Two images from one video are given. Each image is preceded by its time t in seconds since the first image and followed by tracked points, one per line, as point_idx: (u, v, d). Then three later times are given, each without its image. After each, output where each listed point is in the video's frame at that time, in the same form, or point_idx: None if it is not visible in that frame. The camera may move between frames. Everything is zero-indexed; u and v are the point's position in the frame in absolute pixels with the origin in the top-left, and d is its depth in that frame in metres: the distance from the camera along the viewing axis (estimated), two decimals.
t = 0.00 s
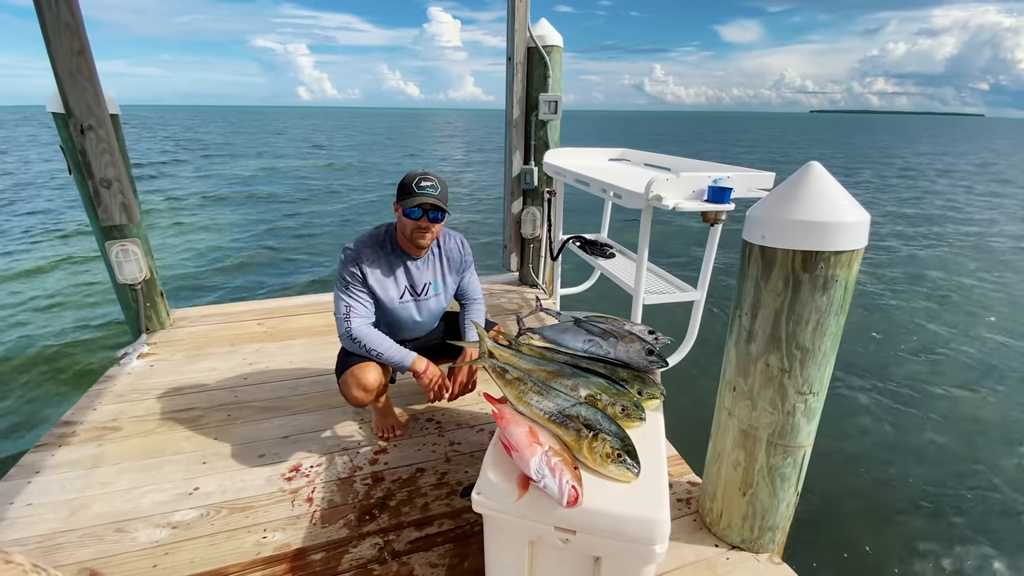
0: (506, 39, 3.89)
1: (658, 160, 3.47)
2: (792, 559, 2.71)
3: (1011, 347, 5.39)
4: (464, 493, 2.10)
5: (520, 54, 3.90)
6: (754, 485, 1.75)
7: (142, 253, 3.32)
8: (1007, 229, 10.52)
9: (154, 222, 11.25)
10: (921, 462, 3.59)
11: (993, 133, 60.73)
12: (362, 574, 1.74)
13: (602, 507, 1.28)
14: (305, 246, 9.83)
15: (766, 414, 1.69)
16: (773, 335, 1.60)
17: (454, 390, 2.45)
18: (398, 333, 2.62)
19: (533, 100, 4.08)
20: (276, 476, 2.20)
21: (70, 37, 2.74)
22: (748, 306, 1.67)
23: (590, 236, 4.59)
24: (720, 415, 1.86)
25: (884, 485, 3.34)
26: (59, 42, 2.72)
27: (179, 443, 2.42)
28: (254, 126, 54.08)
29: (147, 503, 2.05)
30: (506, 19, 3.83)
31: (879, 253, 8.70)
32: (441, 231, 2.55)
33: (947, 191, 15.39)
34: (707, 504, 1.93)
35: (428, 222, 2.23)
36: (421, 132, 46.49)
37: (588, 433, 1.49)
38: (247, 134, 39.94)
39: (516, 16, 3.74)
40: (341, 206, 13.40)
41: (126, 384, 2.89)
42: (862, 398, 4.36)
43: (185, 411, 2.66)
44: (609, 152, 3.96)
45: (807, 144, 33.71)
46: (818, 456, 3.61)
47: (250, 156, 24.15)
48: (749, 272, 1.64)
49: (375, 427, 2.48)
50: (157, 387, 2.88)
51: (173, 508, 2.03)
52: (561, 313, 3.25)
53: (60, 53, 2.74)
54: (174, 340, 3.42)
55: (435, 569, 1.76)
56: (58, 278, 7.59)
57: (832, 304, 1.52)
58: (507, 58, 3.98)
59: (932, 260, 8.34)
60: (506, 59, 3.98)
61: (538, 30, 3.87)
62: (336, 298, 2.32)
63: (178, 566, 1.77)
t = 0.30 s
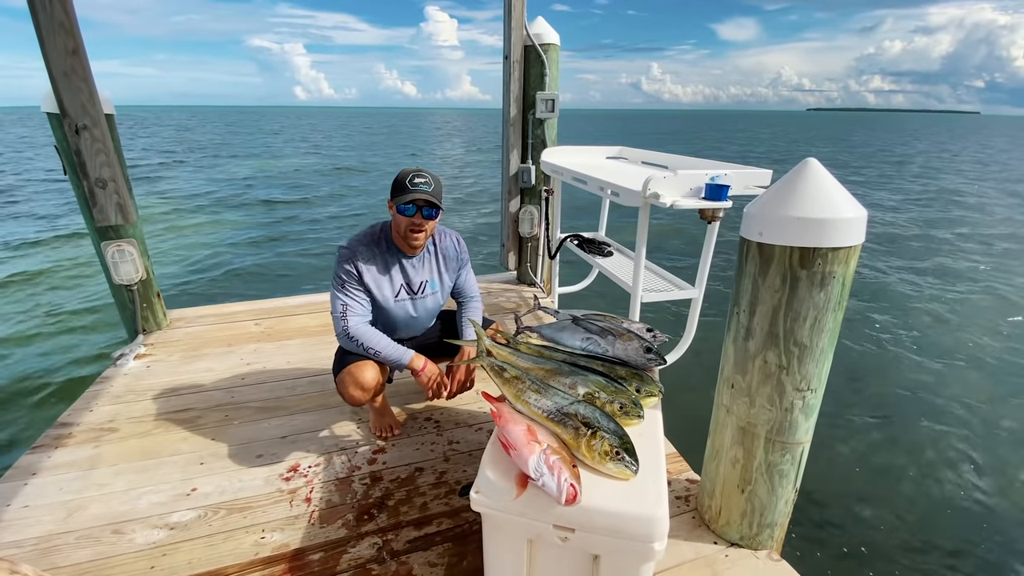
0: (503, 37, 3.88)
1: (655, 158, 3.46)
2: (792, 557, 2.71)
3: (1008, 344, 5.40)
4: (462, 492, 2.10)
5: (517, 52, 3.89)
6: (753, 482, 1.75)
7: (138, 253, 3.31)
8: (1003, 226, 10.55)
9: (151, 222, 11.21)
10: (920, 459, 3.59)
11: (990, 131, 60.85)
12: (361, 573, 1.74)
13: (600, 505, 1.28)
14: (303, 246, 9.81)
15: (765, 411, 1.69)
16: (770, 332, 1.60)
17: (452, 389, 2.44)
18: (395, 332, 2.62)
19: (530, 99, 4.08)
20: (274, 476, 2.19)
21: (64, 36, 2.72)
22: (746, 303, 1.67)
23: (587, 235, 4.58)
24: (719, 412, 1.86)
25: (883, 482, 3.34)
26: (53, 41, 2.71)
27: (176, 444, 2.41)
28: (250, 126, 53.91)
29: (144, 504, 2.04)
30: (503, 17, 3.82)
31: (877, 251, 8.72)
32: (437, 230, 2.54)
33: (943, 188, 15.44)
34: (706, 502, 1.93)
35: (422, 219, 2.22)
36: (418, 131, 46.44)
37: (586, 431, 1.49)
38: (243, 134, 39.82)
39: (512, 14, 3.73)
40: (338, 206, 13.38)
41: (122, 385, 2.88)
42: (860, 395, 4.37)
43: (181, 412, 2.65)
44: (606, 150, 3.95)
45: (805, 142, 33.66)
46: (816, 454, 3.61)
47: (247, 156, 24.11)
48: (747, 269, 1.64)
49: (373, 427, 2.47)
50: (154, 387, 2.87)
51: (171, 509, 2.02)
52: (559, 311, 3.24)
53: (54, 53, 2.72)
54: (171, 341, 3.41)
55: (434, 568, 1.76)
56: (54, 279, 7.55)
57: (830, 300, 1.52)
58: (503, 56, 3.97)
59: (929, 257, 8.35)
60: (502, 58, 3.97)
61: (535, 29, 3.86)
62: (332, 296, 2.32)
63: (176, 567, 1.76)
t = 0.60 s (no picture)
0: (500, 36, 3.87)
1: (653, 156, 3.46)
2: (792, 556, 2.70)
3: (1006, 341, 5.41)
4: (461, 491, 2.10)
5: (514, 51, 3.88)
6: (751, 480, 1.75)
7: (135, 253, 3.30)
8: (1001, 223, 10.57)
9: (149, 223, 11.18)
10: (917, 456, 3.61)
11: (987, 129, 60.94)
12: (360, 573, 1.73)
13: (598, 503, 1.28)
14: (301, 246, 9.78)
15: (763, 409, 1.69)
16: (769, 330, 1.60)
17: (451, 388, 2.43)
18: (393, 332, 2.61)
19: (528, 97, 4.07)
20: (272, 476, 2.19)
21: (60, 36, 2.71)
22: (744, 301, 1.66)
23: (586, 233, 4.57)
24: (717, 410, 1.86)
25: (881, 479, 3.35)
26: (49, 41, 2.69)
27: (173, 444, 2.40)
28: (248, 126, 53.80)
29: (141, 504, 2.03)
30: (500, 15, 3.81)
31: (875, 249, 8.72)
32: (435, 229, 2.53)
33: (942, 186, 15.43)
34: (705, 500, 1.93)
35: (418, 217, 2.22)
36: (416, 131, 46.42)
37: (584, 429, 1.49)
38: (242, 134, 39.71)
39: (509, 12, 3.71)
40: (336, 205, 13.37)
41: (120, 386, 2.87)
42: (859, 392, 4.37)
43: (180, 412, 2.65)
44: (604, 148, 3.94)
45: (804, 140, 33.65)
46: (815, 452, 3.61)
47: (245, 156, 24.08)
48: (745, 267, 1.63)
49: (371, 426, 2.47)
50: (151, 388, 2.86)
51: (168, 509, 2.02)
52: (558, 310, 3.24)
53: (50, 53, 2.71)
54: (169, 341, 3.40)
55: (433, 568, 1.76)
56: (51, 280, 7.53)
57: (828, 298, 1.52)
58: (501, 55, 3.95)
59: (927, 255, 8.36)
60: (500, 56, 3.95)
61: (532, 27, 3.85)
62: (329, 296, 2.31)
63: (174, 567, 1.76)
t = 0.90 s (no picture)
0: (499, 34, 3.86)
1: (652, 154, 3.46)
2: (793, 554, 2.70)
3: (1005, 339, 5.42)
4: (460, 490, 2.10)
5: (513, 50, 3.87)
6: (750, 478, 1.75)
7: (134, 253, 3.30)
8: (1000, 221, 10.57)
9: (148, 222, 11.17)
10: (919, 455, 3.60)
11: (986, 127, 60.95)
12: (359, 572, 1.74)
13: (597, 502, 1.28)
14: (301, 246, 9.78)
15: (762, 407, 1.69)
16: (767, 328, 1.60)
17: (450, 387, 2.43)
18: (393, 331, 2.61)
19: (527, 96, 4.06)
20: (272, 476, 2.19)
21: (58, 36, 2.70)
22: (742, 299, 1.66)
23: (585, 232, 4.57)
24: (716, 409, 1.86)
25: (884, 479, 3.33)
26: (47, 41, 2.69)
27: (172, 444, 2.40)
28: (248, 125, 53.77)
29: (141, 504, 2.04)
30: (499, 13, 3.80)
31: (874, 247, 8.73)
32: (434, 229, 2.53)
33: (941, 184, 15.43)
34: (703, 498, 1.93)
35: (419, 218, 2.22)
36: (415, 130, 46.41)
37: (583, 428, 1.49)
38: (242, 134, 39.66)
39: (508, 11, 3.71)
40: (336, 205, 13.36)
41: (119, 385, 2.87)
42: (857, 390, 4.38)
43: (179, 411, 2.65)
44: (603, 147, 3.94)
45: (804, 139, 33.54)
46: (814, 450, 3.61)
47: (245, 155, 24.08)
48: (744, 265, 1.63)
49: (371, 425, 2.47)
50: (151, 388, 2.86)
51: (167, 509, 2.02)
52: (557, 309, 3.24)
53: (48, 53, 2.71)
54: (168, 341, 3.40)
55: (432, 566, 1.76)
56: (51, 280, 7.53)
57: (827, 296, 1.52)
58: (500, 53, 3.95)
59: (926, 252, 8.37)
60: (499, 55, 3.95)
61: (530, 25, 3.85)
62: (329, 296, 2.31)
63: (174, 567, 1.76)
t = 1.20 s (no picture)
0: (499, 33, 3.86)
1: (652, 153, 3.45)
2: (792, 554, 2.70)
3: (1004, 338, 5.42)
4: (459, 488, 2.10)
5: (513, 48, 3.87)
6: (749, 476, 1.76)
7: (134, 252, 3.30)
8: (1000, 220, 10.57)
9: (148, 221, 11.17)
10: (920, 453, 3.60)
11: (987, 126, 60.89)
12: (358, 571, 1.74)
13: (595, 500, 1.28)
14: (301, 245, 9.79)
15: (760, 406, 1.69)
16: (766, 326, 1.60)
17: (450, 386, 2.43)
18: (391, 330, 2.62)
19: (527, 94, 4.06)
20: (271, 474, 2.20)
21: (57, 35, 2.70)
22: (741, 298, 1.66)
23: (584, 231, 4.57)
24: (715, 407, 1.86)
25: (884, 478, 3.33)
26: (46, 40, 2.69)
27: (172, 442, 2.41)
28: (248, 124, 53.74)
29: (140, 503, 2.04)
30: (498, 12, 3.80)
31: (874, 246, 8.72)
32: (433, 228, 2.53)
33: (940, 183, 15.43)
34: (702, 497, 1.93)
35: (418, 218, 2.22)
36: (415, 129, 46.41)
37: (581, 426, 1.49)
38: (242, 133, 39.62)
39: (508, 9, 3.71)
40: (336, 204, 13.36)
41: (119, 384, 2.88)
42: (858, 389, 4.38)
43: (179, 410, 2.65)
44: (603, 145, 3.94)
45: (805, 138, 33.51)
46: (813, 449, 3.61)
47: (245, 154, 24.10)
48: (742, 264, 1.63)
49: (370, 425, 2.47)
50: (151, 386, 2.86)
51: (167, 507, 2.02)
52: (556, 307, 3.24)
53: (47, 52, 2.71)
54: (168, 340, 3.40)
55: (431, 564, 1.76)
56: (52, 279, 7.54)
57: (825, 294, 1.52)
58: (500, 52, 3.95)
59: (925, 252, 8.37)
60: (498, 54, 3.95)
61: (530, 24, 3.84)
62: (327, 295, 2.31)
63: (173, 565, 1.76)
